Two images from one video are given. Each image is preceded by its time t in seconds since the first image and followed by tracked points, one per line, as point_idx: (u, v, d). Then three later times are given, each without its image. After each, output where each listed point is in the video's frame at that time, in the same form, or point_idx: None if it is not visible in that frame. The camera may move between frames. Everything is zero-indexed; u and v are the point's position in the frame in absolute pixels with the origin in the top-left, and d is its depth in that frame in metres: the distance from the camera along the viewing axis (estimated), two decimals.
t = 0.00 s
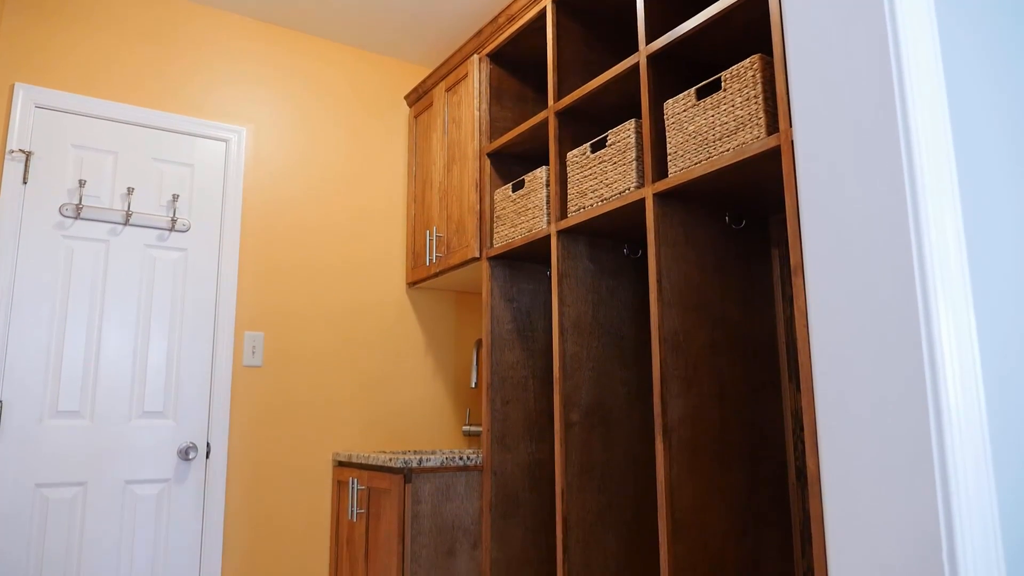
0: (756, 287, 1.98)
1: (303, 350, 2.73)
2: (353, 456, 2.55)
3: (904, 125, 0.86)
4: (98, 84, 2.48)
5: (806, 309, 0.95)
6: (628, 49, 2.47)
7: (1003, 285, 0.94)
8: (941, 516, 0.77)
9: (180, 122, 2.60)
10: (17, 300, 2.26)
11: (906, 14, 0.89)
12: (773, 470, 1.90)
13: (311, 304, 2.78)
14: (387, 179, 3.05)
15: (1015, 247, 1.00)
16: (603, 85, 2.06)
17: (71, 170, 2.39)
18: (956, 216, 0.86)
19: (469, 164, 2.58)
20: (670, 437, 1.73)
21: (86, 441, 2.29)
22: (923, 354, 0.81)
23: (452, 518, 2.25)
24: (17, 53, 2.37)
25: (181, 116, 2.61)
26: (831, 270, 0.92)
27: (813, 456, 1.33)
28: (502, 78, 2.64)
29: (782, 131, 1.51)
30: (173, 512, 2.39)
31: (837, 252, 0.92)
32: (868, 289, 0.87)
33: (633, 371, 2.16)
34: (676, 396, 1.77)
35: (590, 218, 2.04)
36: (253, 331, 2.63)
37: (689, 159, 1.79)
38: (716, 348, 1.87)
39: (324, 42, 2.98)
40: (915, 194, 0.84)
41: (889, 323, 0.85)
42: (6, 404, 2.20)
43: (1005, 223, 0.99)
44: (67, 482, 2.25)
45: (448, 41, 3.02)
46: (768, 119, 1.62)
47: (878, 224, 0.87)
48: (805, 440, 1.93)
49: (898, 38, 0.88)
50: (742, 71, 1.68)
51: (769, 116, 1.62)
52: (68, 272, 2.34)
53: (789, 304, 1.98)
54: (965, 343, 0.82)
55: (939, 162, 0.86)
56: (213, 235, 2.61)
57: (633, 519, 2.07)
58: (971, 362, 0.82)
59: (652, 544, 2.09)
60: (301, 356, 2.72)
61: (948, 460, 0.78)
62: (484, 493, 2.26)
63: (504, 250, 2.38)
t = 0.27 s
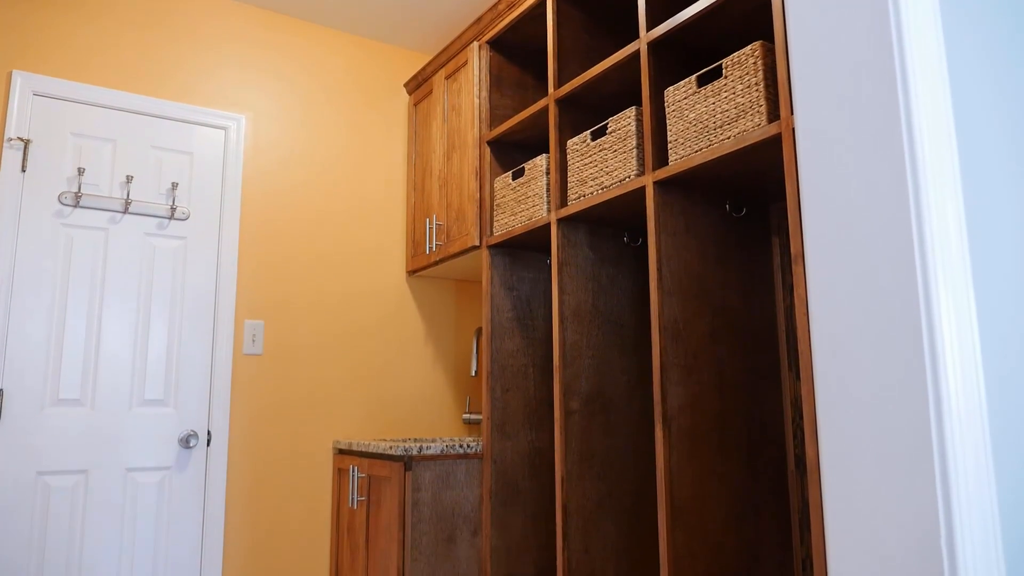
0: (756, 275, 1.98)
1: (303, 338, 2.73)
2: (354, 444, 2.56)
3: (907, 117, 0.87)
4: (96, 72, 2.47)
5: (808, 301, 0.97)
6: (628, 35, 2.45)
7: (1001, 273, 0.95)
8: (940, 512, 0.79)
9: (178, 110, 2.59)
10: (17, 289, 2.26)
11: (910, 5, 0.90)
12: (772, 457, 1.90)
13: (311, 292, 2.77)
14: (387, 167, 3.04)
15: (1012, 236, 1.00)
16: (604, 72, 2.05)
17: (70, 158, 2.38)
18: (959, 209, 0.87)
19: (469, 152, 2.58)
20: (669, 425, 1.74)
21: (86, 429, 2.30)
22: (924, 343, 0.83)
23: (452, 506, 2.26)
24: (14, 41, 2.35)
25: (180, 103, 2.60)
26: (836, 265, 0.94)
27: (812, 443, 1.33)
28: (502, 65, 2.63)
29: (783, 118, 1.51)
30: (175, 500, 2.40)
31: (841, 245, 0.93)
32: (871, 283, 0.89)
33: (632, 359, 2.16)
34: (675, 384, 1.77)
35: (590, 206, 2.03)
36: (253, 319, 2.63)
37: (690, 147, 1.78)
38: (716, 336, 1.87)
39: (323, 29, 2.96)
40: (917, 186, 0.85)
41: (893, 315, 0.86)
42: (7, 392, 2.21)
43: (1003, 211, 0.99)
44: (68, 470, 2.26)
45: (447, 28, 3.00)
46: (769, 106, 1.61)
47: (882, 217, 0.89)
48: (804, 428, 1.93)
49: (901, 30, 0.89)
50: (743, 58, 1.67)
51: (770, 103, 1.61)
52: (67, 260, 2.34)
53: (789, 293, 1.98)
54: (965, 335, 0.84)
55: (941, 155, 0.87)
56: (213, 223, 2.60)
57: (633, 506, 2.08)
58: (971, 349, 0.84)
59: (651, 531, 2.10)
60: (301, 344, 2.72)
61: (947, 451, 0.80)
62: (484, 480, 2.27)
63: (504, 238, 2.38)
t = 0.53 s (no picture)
0: (756, 263, 1.97)
1: (303, 327, 2.73)
2: (355, 432, 2.56)
3: (910, 114, 0.89)
4: (94, 59, 2.46)
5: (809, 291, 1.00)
6: (629, 23, 2.44)
7: (994, 263, 0.95)
8: (939, 497, 0.82)
9: (177, 98, 2.58)
10: (17, 277, 2.26)
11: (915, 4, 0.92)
12: (771, 445, 1.91)
13: (311, 281, 2.77)
14: (387, 155, 3.03)
15: (1009, 227, 1.00)
16: (604, 60, 2.04)
17: (69, 146, 2.38)
18: (960, 203, 0.90)
19: (469, 140, 2.57)
20: (669, 414, 1.74)
21: (87, 418, 2.30)
22: (924, 334, 0.85)
23: (452, 494, 2.26)
24: (11, 28, 2.34)
25: (179, 91, 2.59)
26: (838, 255, 0.97)
27: (811, 431, 1.33)
28: (502, 53, 2.62)
29: (784, 106, 1.50)
30: (176, 487, 2.41)
31: (846, 238, 0.96)
32: (874, 274, 0.91)
33: (632, 348, 2.16)
34: (675, 372, 1.77)
35: (590, 195, 2.03)
36: (253, 308, 2.64)
37: (691, 135, 1.77)
38: (716, 324, 1.87)
39: (322, 16, 2.94)
40: (919, 181, 0.88)
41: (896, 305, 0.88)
42: (8, 381, 2.21)
43: (999, 201, 0.99)
44: (70, 459, 2.27)
45: (447, 15, 2.98)
46: (770, 94, 1.61)
47: (888, 207, 0.91)
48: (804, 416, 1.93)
49: (906, 27, 0.91)
50: (744, 45, 1.66)
51: (771, 91, 1.60)
52: (67, 249, 2.34)
53: (789, 281, 1.98)
54: (967, 325, 0.86)
55: (943, 151, 0.89)
56: (212, 212, 2.60)
57: (632, 493, 2.09)
58: (972, 341, 0.87)
59: (651, 519, 2.10)
60: (302, 333, 2.73)
61: (948, 441, 0.82)
62: (484, 468, 2.28)
63: (504, 227, 2.38)
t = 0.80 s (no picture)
0: (757, 251, 1.97)
1: (303, 315, 2.73)
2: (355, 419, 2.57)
3: (913, 99, 0.89)
4: (91, 46, 2.44)
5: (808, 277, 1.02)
6: (630, 8, 2.42)
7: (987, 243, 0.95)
8: (938, 478, 0.83)
9: (176, 85, 2.57)
10: (17, 265, 2.26)
11: None
12: (771, 432, 1.91)
13: (311, 269, 2.77)
14: (387, 143, 3.02)
15: (1005, 210, 1.00)
16: (605, 46, 2.03)
17: (68, 133, 2.37)
18: (962, 189, 0.90)
19: (469, 127, 2.56)
20: (669, 400, 1.75)
21: (88, 405, 2.31)
22: (925, 318, 0.85)
23: (452, 481, 2.27)
24: (8, 14, 2.33)
25: (177, 78, 2.58)
26: (839, 240, 0.97)
27: (810, 418, 1.34)
28: (502, 39, 2.60)
29: (785, 93, 1.49)
30: (178, 474, 2.42)
31: (847, 223, 0.96)
32: (876, 256, 0.91)
33: (632, 335, 2.16)
34: (675, 359, 1.77)
35: (591, 182, 2.03)
36: (254, 295, 2.64)
37: (692, 122, 1.77)
38: (717, 312, 1.87)
39: (321, 2, 2.92)
40: (921, 165, 0.88)
41: (895, 291, 0.88)
42: (10, 368, 2.22)
43: (997, 187, 0.99)
44: (71, 446, 2.27)
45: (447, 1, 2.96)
46: (772, 81, 1.60)
47: (888, 192, 0.91)
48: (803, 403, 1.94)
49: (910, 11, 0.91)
50: (746, 31, 1.65)
51: (772, 77, 1.60)
52: (67, 236, 2.34)
53: (790, 269, 1.97)
54: (968, 310, 0.87)
55: (945, 135, 0.89)
56: (211, 199, 2.59)
57: (632, 480, 2.10)
58: (973, 325, 0.87)
59: (650, 505, 2.11)
60: (302, 321, 2.73)
61: (947, 424, 0.83)
62: (484, 455, 2.29)
63: (504, 214, 2.37)
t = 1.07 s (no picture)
0: (758, 237, 1.96)
1: (303, 301, 2.73)
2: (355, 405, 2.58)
3: (915, 85, 0.89)
4: (88, 30, 2.43)
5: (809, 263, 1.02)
6: None
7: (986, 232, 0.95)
8: (937, 464, 0.83)
9: (175, 70, 2.55)
10: (17, 251, 2.25)
11: None
12: (771, 417, 1.91)
13: (311, 255, 2.77)
14: (387, 128, 3.01)
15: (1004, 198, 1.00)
16: (605, 30, 2.01)
17: (66, 118, 2.36)
18: (964, 178, 0.90)
19: (469, 112, 2.55)
20: (669, 385, 1.75)
21: (89, 391, 2.32)
22: (926, 305, 0.85)
23: (453, 466, 2.28)
24: None
25: (176, 63, 2.56)
26: (842, 227, 0.97)
27: (810, 401, 1.34)
28: (502, 23, 2.58)
29: (787, 77, 1.48)
30: (179, 459, 2.43)
31: (848, 209, 0.96)
32: (878, 245, 0.91)
33: (632, 321, 2.16)
34: (675, 344, 1.77)
35: (591, 168, 2.02)
36: (254, 281, 2.63)
37: (693, 107, 1.76)
38: (717, 298, 1.87)
39: None
40: (923, 152, 0.88)
41: (896, 277, 0.89)
42: (11, 354, 2.22)
43: (997, 172, 0.98)
44: (73, 431, 2.28)
45: None
46: (773, 65, 1.59)
47: (890, 180, 0.91)
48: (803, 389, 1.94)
49: None
50: (747, 15, 1.64)
51: (774, 62, 1.58)
52: (67, 222, 2.33)
53: (790, 255, 1.97)
54: (969, 299, 0.87)
55: (947, 123, 0.89)
56: (211, 185, 2.58)
57: (632, 465, 2.11)
58: (973, 312, 0.87)
59: (650, 489, 2.12)
60: (302, 307, 2.73)
61: (946, 413, 0.83)
62: (484, 440, 2.30)
63: (504, 199, 2.36)
